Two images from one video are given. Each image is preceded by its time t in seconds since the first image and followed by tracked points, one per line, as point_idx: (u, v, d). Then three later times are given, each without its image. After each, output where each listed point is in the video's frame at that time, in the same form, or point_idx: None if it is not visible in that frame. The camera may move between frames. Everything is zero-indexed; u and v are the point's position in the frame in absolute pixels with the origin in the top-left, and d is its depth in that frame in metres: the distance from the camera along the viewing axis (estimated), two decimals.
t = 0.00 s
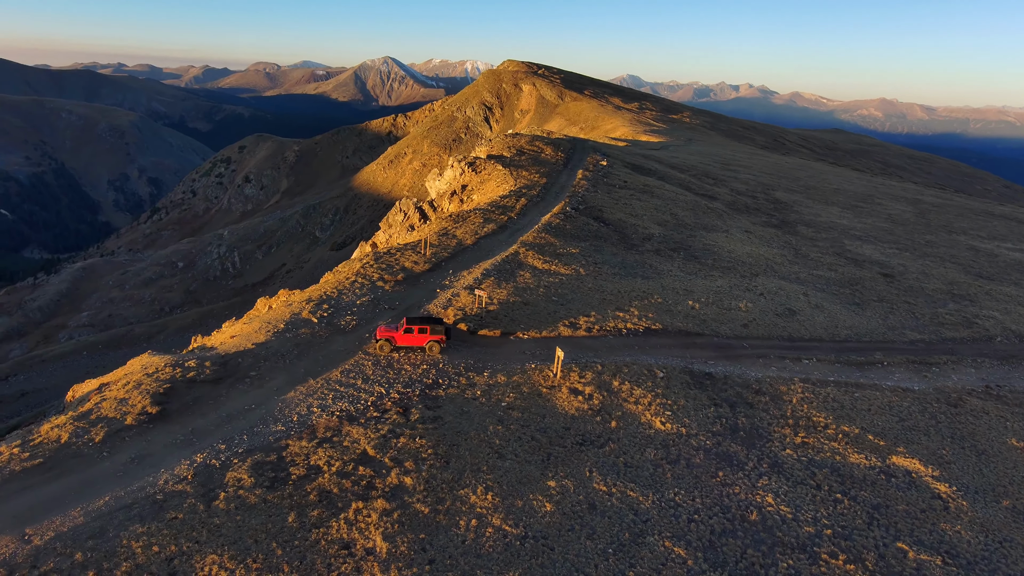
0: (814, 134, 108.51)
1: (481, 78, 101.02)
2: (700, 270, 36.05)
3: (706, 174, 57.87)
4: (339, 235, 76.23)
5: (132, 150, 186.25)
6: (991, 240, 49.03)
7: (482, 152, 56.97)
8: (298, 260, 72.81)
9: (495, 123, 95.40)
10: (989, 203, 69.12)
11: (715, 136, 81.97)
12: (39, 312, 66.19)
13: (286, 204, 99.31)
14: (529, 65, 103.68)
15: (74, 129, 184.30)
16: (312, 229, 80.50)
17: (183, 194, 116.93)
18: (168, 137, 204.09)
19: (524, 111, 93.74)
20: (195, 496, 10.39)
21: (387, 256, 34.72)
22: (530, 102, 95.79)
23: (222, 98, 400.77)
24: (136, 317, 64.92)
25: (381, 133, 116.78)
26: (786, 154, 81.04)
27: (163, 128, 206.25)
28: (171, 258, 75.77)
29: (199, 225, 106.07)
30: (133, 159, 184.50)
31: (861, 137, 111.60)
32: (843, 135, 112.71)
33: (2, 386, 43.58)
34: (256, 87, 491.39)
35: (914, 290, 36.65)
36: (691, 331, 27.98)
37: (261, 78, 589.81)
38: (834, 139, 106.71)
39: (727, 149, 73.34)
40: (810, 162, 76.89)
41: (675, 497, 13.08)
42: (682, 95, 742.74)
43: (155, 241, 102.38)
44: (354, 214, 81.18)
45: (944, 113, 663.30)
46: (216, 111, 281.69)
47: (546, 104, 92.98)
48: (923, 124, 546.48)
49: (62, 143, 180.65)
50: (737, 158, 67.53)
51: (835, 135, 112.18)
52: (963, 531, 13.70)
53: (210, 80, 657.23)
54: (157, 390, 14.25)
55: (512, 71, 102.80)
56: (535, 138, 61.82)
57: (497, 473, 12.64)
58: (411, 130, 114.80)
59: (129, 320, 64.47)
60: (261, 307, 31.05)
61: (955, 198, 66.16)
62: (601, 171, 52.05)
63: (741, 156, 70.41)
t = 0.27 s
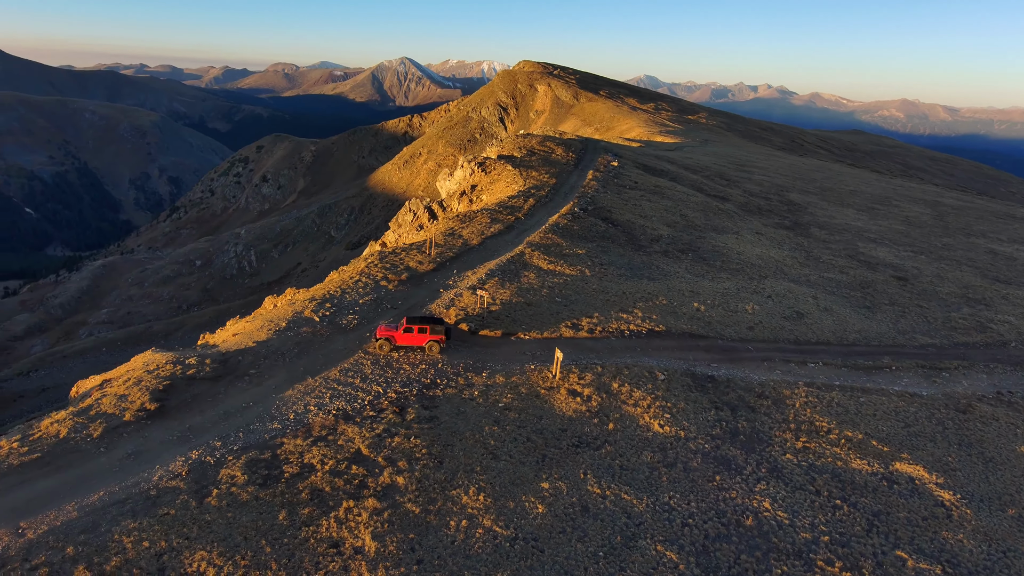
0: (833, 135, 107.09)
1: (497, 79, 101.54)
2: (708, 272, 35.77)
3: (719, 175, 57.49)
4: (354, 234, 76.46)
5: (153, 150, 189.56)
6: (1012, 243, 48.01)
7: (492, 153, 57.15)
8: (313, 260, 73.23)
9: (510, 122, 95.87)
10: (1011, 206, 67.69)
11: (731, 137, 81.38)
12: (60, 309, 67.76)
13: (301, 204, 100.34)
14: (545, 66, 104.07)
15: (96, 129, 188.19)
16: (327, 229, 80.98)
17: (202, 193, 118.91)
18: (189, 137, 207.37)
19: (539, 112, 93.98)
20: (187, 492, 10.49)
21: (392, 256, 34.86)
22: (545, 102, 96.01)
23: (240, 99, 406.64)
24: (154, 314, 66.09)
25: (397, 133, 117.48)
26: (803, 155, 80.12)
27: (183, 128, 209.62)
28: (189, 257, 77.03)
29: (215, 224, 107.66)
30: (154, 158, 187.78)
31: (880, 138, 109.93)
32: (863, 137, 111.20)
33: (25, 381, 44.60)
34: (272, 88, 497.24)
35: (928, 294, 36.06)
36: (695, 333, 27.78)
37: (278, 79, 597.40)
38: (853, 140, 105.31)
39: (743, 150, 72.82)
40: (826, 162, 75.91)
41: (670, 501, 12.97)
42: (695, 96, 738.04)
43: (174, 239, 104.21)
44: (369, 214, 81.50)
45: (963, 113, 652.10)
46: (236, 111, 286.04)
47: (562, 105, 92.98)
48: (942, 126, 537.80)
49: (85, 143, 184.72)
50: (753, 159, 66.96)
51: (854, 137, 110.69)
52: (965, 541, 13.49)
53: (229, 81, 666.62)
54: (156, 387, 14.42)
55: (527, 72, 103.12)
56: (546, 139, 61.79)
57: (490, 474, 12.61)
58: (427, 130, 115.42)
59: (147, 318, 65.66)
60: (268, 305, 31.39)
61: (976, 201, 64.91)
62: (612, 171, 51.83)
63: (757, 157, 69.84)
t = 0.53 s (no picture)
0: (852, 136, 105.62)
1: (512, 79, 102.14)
2: (715, 274, 35.47)
3: (733, 176, 57.05)
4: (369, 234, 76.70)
5: (173, 150, 192.75)
6: None
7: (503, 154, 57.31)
8: (328, 259, 73.54)
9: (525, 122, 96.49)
10: None
11: (748, 138, 80.76)
12: (81, 306, 69.23)
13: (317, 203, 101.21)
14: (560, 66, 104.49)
15: (118, 129, 191.72)
16: (342, 228, 81.41)
17: (220, 192, 120.65)
18: (210, 137, 209.92)
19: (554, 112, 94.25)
20: (179, 489, 10.60)
21: (397, 255, 35.00)
22: (560, 102, 96.24)
23: (258, 99, 411.72)
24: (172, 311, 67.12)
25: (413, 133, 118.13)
26: (821, 156, 79.22)
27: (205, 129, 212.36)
28: (207, 255, 78.39)
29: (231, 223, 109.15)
30: (174, 158, 190.89)
31: (901, 139, 108.21)
32: (884, 138, 109.63)
33: (47, 375, 45.26)
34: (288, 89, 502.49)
35: (941, 298, 35.47)
36: (699, 336, 27.56)
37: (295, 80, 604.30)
38: (872, 141, 103.86)
39: (759, 150, 72.29)
40: (842, 164, 74.92)
41: (664, 505, 12.87)
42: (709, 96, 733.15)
43: (192, 237, 105.94)
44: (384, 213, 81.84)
45: (986, 115, 640.43)
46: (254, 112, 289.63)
47: (577, 105, 92.98)
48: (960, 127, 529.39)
49: (107, 142, 188.38)
50: (768, 160, 66.39)
51: (873, 138, 109.19)
52: (967, 550, 13.27)
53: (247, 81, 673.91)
54: (156, 384, 14.62)
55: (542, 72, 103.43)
56: (557, 139, 61.73)
57: (482, 475, 12.59)
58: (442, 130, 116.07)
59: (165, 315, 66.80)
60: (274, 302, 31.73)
61: (998, 203, 63.60)
62: (623, 172, 51.60)
63: (773, 158, 69.24)
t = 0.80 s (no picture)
0: (871, 137, 104.17)
1: (527, 80, 103.13)
2: (723, 276, 35.16)
3: (746, 177, 56.67)
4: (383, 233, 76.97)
5: (192, 149, 195.47)
6: None
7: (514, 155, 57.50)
8: (343, 257, 73.70)
9: (540, 122, 97.53)
10: None
11: (765, 138, 80.14)
12: (100, 302, 70.63)
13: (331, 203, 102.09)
14: (576, 67, 105.44)
15: (139, 129, 194.95)
16: (358, 227, 81.78)
17: (238, 191, 122.38)
18: (229, 136, 212.18)
19: (569, 112, 94.91)
20: (171, 485, 10.70)
21: (401, 255, 35.11)
22: (575, 102, 96.89)
23: (274, 99, 416.68)
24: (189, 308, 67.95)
25: (429, 133, 118.77)
26: (839, 158, 78.35)
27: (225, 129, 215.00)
28: (224, 254, 79.82)
29: (247, 222, 110.52)
30: (193, 157, 193.78)
31: (922, 140, 106.47)
32: (904, 139, 108.17)
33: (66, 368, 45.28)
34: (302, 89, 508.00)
35: (955, 302, 34.91)
36: (702, 338, 27.33)
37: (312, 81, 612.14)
38: (892, 142, 102.45)
39: (776, 151, 71.81)
40: (859, 164, 73.94)
41: (657, 509, 12.73)
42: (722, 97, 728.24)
43: (210, 236, 107.54)
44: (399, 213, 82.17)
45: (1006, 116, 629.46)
46: (272, 112, 293.29)
47: (591, 106, 93.21)
48: (979, 128, 520.95)
49: (129, 142, 191.74)
50: (784, 161, 65.88)
51: (893, 139, 107.69)
52: (968, 560, 13.02)
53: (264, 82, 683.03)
54: (153, 382, 14.81)
55: (558, 73, 104.42)
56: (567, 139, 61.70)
57: (474, 476, 12.56)
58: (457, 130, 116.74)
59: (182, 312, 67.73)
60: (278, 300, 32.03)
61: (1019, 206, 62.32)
62: (634, 172, 51.35)
63: (789, 158, 68.70)
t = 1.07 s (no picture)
0: (890, 138, 102.58)
1: (542, 80, 103.89)
2: (730, 278, 34.78)
3: (760, 178, 56.18)
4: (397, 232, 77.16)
5: (211, 148, 198.81)
6: None
7: (524, 155, 57.52)
8: (358, 256, 74.06)
9: (555, 121, 98.53)
10: None
11: (781, 139, 79.41)
12: (120, 300, 71.49)
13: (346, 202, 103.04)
14: (592, 68, 106.21)
15: (160, 129, 197.39)
16: (372, 227, 82.29)
17: (255, 190, 124.03)
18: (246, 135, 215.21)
19: (584, 112, 95.44)
20: (163, 482, 10.78)
21: (405, 254, 35.22)
22: (590, 102, 97.09)
23: (292, 99, 421.92)
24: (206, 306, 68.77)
25: (444, 133, 119.35)
26: (857, 159, 77.29)
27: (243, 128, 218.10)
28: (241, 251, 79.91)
29: (264, 220, 111.95)
30: (212, 156, 197.27)
31: (943, 142, 104.62)
32: (926, 140, 106.49)
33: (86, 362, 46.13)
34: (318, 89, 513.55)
35: (970, 306, 34.27)
36: (705, 341, 27.07)
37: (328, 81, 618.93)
38: (912, 143, 100.79)
39: (793, 152, 71.19)
40: (877, 166, 72.85)
41: (649, 513, 12.63)
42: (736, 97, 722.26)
43: (227, 234, 109.15)
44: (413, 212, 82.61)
45: None
46: (291, 112, 297.73)
47: (606, 106, 93.13)
48: (1000, 130, 511.55)
49: (149, 141, 194.93)
50: (800, 162, 65.23)
51: (914, 141, 105.99)
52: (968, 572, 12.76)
53: (281, 83, 690.72)
54: (151, 378, 14.95)
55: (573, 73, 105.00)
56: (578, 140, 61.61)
57: (466, 477, 12.53)
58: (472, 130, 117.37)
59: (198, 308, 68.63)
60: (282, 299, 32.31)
61: None
62: (644, 172, 51.07)
63: (806, 159, 68.00)
